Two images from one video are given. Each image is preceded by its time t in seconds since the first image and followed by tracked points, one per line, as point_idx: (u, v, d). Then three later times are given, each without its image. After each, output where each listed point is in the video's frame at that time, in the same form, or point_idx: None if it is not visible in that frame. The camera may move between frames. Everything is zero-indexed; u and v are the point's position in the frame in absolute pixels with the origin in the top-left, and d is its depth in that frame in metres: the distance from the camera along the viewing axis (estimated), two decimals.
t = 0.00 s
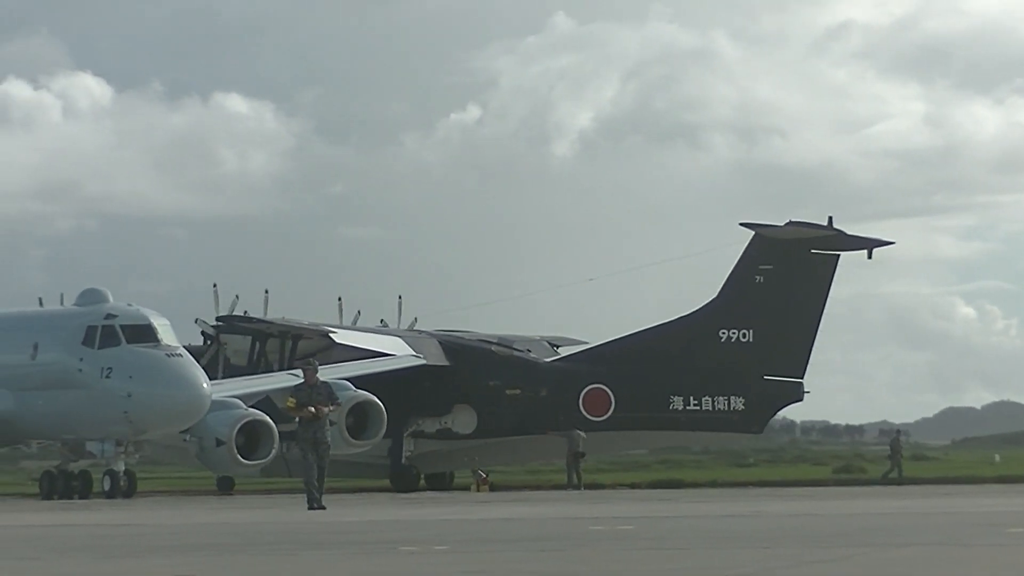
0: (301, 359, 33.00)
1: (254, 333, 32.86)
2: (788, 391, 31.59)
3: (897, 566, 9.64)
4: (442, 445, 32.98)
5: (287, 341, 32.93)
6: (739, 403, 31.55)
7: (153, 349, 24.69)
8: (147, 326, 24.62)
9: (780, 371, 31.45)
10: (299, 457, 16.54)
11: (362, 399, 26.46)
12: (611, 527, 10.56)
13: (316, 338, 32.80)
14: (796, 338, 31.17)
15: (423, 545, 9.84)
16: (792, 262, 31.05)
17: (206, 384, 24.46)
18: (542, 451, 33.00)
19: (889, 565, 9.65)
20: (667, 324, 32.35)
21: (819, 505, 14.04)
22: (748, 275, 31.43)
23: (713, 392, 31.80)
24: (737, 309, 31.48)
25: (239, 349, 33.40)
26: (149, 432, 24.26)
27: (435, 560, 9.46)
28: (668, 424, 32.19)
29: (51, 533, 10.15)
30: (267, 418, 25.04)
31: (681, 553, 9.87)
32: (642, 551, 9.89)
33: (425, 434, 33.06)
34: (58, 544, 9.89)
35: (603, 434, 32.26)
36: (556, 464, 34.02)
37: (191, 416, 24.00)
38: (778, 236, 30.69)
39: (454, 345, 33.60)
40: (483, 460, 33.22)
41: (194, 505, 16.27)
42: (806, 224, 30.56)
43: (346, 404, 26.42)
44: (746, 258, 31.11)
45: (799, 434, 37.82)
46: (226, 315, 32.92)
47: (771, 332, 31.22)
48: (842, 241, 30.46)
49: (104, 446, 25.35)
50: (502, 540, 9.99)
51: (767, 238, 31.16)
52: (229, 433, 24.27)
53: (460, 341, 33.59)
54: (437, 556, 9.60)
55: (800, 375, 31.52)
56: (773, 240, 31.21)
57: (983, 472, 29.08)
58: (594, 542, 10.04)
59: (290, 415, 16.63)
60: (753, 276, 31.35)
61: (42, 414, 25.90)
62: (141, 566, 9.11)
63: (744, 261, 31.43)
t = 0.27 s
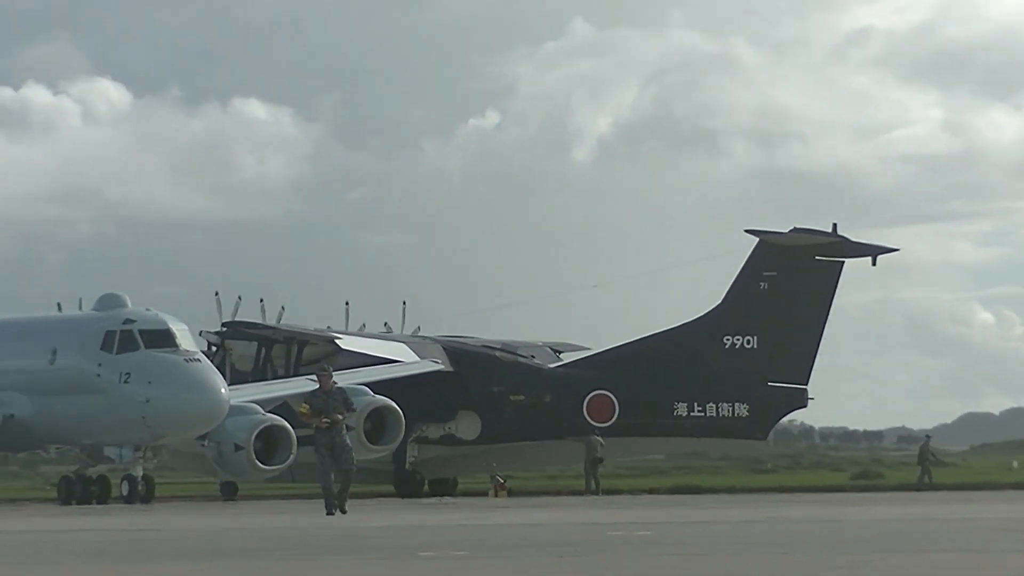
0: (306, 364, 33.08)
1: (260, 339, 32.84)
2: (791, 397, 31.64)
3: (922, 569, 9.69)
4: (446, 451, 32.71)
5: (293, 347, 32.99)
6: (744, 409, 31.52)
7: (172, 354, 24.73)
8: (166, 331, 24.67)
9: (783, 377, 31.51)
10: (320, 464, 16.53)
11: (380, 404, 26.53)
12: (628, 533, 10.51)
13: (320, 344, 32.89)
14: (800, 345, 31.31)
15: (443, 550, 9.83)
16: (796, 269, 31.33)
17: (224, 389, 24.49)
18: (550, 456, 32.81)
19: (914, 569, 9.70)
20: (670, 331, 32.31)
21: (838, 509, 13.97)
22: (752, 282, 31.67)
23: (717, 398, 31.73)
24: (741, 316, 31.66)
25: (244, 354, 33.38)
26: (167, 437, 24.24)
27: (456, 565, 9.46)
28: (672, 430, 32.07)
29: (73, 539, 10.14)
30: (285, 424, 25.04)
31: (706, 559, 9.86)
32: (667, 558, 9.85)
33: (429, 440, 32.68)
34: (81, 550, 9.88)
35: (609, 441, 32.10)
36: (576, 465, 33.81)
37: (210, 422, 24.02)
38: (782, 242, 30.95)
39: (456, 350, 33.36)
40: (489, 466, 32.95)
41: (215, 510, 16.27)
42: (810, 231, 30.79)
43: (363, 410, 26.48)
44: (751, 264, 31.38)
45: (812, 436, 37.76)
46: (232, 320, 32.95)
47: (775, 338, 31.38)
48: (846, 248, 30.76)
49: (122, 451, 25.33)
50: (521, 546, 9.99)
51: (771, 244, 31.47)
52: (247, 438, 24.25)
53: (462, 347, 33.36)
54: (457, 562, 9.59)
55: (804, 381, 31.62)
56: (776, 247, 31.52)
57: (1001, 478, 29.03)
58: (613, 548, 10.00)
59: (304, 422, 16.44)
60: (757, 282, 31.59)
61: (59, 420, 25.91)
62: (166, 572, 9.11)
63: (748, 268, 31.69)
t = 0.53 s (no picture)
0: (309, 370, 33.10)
1: (265, 345, 32.91)
2: (793, 404, 31.44)
3: None
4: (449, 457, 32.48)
5: (297, 353, 33.03)
6: (746, 416, 31.38)
7: (188, 361, 24.79)
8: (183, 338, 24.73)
9: (786, 383, 31.34)
10: (334, 470, 16.50)
11: (398, 411, 26.57)
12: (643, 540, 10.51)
13: (324, 350, 32.93)
14: (803, 352, 31.10)
15: (459, 557, 9.81)
16: (799, 276, 31.09)
17: (241, 395, 24.46)
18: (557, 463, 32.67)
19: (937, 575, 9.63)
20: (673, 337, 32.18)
21: (858, 518, 13.77)
22: (755, 289, 31.45)
23: (720, 405, 31.61)
24: (744, 323, 31.45)
25: (248, 360, 33.43)
26: (183, 442, 24.20)
27: (471, 572, 9.43)
28: (675, 436, 31.92)
29: (89, 544, 10.16)
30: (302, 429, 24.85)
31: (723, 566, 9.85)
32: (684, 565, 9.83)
33: (432, 446, 32.52)
34: (99, 555, 9.90)
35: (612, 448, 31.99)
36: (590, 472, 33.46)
37: (225, 429, 24.00)
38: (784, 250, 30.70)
39: (460, 358, 33.25)
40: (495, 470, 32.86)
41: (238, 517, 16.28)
42: (813, 238, 30.49)
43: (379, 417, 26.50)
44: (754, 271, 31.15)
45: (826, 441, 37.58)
46: (237, 326, 33.00)
47: (778, 344, 31.17)
48: (850, 254, 30.45)
49: (138, 458, 25.28)
50: (537, 553, 9.96)
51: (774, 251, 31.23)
52: (264, 444, 24.05)
53: (466, 354, 33.26)
54: (473, 568, 9.57)
55: (807, 388, 31.41)
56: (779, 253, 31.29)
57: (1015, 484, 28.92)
58: (628, 555, 9.98)
59: (319, 428, 16.36)
60: (759, 289, 31.37)
61: (75, 425, 25.95)
62: None
63: (751, 275, 31.47)
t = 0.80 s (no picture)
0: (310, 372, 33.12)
1: (266, 347, 32.92)
2: (792, 406, 31.66)
3: None
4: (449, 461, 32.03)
5: (298, 355, 33.04)
6: (746, 418, 31.50)
7: (202, 363, 24.83)
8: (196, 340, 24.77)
9: (786, 386, 31.51)
10: (346, 473, 16.48)
11: (412, 412, 26.72)
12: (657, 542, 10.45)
13: (325, 353, 32.94)
14: (803, 354, 31.31)
15: (472, 559, 9.81)
16: (799, 279, 31.26)
17: (254, 398, 24.50)
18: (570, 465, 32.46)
19: None
20: (672, 339, 32.12)
21: (875, 520, 13.78)
22: (755, 291, 31.58)
23: (720, 407, 31.63)
24: (744, 325, 31.55)
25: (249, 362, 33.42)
26: (197, 445, 24.24)
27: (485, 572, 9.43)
28: (674, 439, 31.81)
29: (104, 546, 10.16)
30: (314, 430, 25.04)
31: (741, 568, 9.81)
32: (701, 567, 9.80)
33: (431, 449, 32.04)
34: (113, 556, 9.90)
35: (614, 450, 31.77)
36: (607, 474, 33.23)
37: (239, 431, 24.07)
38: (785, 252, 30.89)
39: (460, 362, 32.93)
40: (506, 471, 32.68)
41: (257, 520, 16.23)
42: (813, 240, 30.85)
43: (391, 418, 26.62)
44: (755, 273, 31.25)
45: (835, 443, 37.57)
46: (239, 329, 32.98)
47: (779, 347, 31.32)
48: (849, 256, 30.84)
49: (153, 460, 25.27)
50: (551, 554, 9.96)
51: (774, 253, 31.38)
52: (278, 446, 24.18)
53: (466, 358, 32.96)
54: (486, 569, 9.57)
55: (805, 390, 31.64)
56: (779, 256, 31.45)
57: None
58: (642, 557, 9.96)
59: (332, 429, 16.39)
60: (760, 291, 31.49)
61: (87, 428, 25.97)
62: None
63: (751, 277, 31.56)
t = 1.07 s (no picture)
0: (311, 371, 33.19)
1: (267, 348, 32.97)
2: (794, 407, 31.48)
3: None
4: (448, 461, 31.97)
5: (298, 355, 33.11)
6: (746, 419, 31.41)
7: (216, 363, 24.86)
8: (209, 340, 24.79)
9: (786, 387, 31.36)
10: (361, 473, 16.48)
11: (426, 412, 26.78)
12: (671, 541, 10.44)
13: (326, 352, 33.03)
14: (803, 355, 31.16)
15: (487, 559, 9.80)
16: (800, 279, 31.14)
17: (269, 399, 24.56)
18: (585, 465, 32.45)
19: None
20: (672, 340, 32.06)
21: (895, 521, 13.76)
22: (755, 292, 31.47)
23: (720, 408, 31.59)
24: (744, 326, 31.44)
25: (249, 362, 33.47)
26: (211, 445, 24.28)
27: (499, 572, 9.43)
28: (674, 439, 31.81)
29: (122, 546, 10.15)
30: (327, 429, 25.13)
31: (758, 569, 9.78)
32: (717, 568, 9.77)
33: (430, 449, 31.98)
34: (128, 556, 9.90)
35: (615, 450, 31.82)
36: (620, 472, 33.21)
37: (254, 432, 24.11)
38: (784, 253, 30.79)
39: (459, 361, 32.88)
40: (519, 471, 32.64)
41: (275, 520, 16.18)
42: (812, 242, 30.69)
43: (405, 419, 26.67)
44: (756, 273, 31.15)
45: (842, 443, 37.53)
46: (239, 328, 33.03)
47: (779, 347, 31.18)
48: (848, 259, 30.60)
49: (166, 459, 25.30)
50: (565, 554, 9.94)
51: (774, 254, 31.28)
52: (291, 446, 24.28)
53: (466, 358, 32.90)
54: (500, 570, 9.56)
55: (806, 391, 31.45)
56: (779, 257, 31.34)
57: None
58: (656, 557, 9.95)
59: (346, 430, 16.35)
60: (760, 293, 31.39)
61: (100, 428, 26.00)
62: None
63: (752, 277, 31.47)
